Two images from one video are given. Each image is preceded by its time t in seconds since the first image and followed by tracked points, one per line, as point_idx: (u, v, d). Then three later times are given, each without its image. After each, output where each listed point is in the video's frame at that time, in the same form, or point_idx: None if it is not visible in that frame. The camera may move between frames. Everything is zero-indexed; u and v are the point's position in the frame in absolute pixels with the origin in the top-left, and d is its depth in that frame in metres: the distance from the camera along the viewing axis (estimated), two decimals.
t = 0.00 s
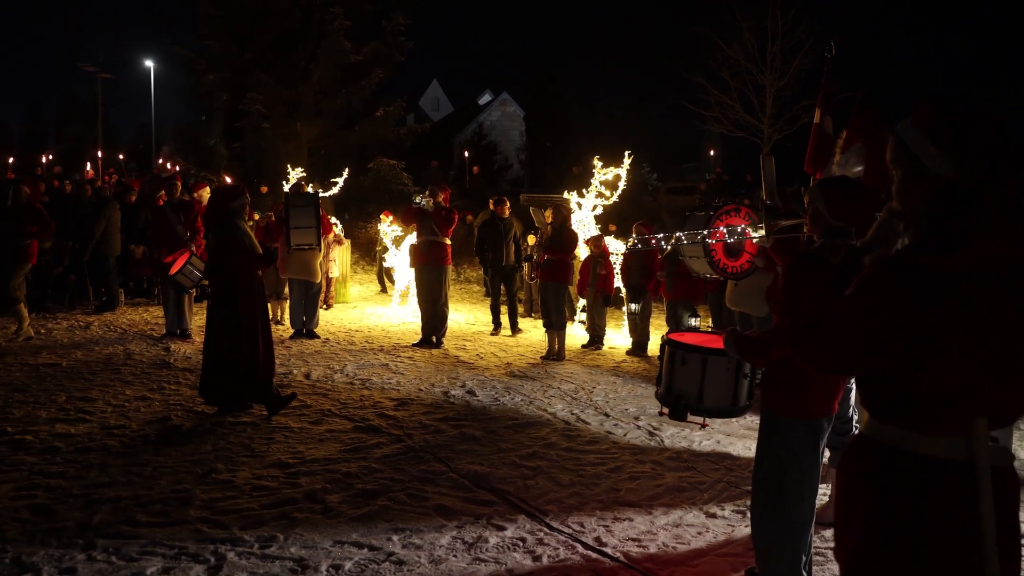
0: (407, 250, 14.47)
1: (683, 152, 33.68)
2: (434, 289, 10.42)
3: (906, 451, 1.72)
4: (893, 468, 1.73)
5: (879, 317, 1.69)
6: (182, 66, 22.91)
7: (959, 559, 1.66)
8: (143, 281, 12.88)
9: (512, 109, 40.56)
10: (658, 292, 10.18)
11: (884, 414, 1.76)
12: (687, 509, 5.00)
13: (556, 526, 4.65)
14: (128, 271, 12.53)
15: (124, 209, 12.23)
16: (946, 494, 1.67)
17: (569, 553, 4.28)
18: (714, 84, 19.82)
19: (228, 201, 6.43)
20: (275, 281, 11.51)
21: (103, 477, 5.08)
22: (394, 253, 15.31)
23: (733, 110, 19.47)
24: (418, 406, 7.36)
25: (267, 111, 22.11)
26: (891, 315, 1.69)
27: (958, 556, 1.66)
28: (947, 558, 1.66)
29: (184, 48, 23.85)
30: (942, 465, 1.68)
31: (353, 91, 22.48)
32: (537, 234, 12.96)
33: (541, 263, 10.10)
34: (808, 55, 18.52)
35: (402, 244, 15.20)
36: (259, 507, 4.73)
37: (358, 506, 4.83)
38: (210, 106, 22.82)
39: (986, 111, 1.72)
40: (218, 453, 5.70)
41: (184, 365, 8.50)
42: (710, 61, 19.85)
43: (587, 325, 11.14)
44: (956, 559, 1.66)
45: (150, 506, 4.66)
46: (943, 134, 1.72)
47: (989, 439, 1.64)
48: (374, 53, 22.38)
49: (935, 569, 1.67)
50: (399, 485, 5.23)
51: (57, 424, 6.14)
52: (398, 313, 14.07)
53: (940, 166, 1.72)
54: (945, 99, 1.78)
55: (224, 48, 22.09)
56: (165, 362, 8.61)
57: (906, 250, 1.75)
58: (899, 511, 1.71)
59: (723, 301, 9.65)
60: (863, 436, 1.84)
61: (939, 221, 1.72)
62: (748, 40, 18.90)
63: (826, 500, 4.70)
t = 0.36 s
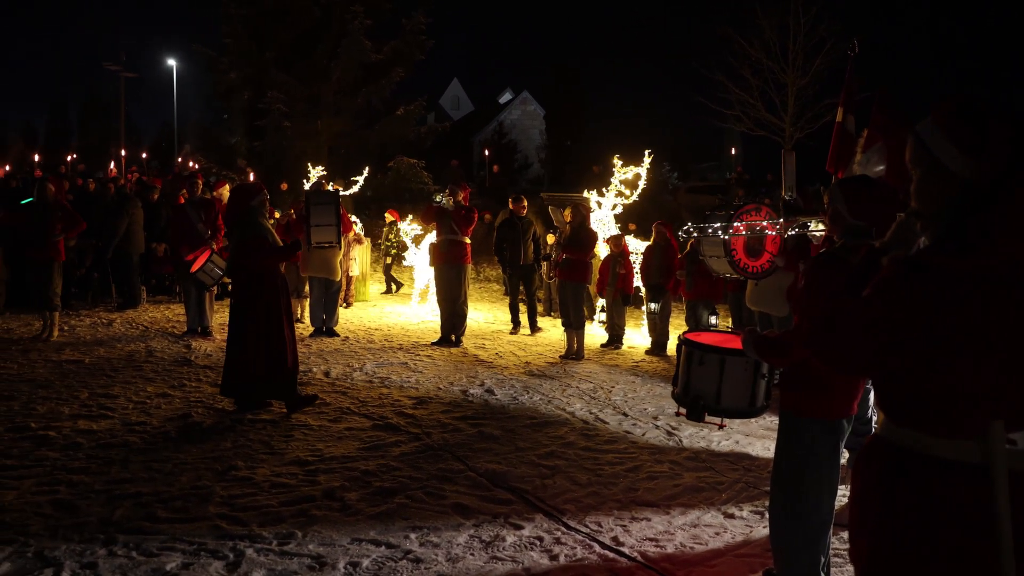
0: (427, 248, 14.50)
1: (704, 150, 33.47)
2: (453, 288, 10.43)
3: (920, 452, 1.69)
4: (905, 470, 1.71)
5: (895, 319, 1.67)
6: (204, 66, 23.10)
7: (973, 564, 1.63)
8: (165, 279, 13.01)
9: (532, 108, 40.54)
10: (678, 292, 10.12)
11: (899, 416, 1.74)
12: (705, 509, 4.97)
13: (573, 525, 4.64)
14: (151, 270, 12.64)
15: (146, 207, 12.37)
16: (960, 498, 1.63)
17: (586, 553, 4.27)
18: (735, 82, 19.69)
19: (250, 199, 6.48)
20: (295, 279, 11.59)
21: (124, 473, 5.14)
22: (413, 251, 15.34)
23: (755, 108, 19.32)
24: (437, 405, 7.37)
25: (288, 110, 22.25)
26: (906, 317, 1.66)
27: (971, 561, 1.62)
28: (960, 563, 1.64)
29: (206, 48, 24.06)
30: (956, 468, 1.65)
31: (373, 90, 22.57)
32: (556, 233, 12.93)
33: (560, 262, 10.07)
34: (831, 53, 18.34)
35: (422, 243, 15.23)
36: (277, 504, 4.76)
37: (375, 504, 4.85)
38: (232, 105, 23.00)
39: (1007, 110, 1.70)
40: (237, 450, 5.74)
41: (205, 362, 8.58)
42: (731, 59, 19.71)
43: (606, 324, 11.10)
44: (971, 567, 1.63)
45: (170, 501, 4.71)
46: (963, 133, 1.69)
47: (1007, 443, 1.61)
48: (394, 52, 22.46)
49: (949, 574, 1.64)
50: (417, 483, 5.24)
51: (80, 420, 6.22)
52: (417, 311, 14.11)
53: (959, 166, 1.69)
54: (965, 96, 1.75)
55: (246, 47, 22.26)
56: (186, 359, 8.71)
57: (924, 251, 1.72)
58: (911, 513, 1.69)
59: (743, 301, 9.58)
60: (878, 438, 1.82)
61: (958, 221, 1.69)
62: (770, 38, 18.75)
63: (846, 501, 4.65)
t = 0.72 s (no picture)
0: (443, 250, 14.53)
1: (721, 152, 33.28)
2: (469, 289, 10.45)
3: (933, 454, 1.68)
4: (919, 472, 1.70)
5: (909, 322, 1.66)
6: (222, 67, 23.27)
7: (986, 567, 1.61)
8: (183, 279, 13.12)
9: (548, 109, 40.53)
10: (694, 294, 10.07)
11: (913, 418, 1.73)
12: (720, 512, 4.95)
13: (588, 527, 4.63)
14: (170, 270, 12.77)
15: (165, 208, 12.49)
16: (974, 501, 1.62)
17: (600, 554, 4.26)
18: (753, 82, 19.58)
19: (267, 199, 6.52)
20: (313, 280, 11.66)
21: (143, 472, 5.18)
22: (429, 252, 15.38)
23: (773, 109, 19.21)
24: (452, 406, 7.39)
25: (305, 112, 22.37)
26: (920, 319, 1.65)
27: (984, 565, 1.60)
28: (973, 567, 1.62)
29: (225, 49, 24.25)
30: (970, 471, 1.63)
31: (390, 92, 22.66)
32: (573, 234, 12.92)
33: (576, 263, 10.05)
34: (850, 52, 18.20)
35: (439, 244, 15.26)
36: (293, 504, 4.79)
37: (390, 505, 4.86)
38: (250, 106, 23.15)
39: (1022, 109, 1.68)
40: (254, 449, 5.79)
41: (222, 363, 8.65)
42: (749, 60, 19.61)
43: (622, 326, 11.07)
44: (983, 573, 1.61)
45: (187, 501, 4.75)
46: (978, 133, 1.68)
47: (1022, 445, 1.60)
48: (411, 54, 22.56)
49: None
50: (433, 484, 5.26)
51: (99, 419, 6.28)
52: (434, 312, 14.13)
53: (973, 166, 1.68)
54: (981, 96, 1.73)
55: (264, 49, 22.41)
56: (204, 359, 8.78)
57: (940, 252, 1.71)
58: (924, 513, 1.68)
59: (760, 302, 9.52)
60: (892, 440, 1.80)
61: (972, 221, 1.68)
62: (787, 38, 18.64)
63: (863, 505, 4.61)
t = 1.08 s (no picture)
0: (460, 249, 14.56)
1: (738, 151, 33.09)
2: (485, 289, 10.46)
3: (949, 456, 1.67)
4: (935, 473, 1.68)
5: (925, 322, 1.65)
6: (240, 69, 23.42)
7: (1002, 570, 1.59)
8: (202, 279, 13.21)
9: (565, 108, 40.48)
10: (711, 293, 10.01)
11: (928, 418, 1.71)
12: (737, 513, 4.92)
13: (604, 527, 4.62)
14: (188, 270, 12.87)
15: (183, 209, 12.59)
16: (989, 504, 1.60)
17: (617, 555, 4.25)
18: (770, 81, 19.45)
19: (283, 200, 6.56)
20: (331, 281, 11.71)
21: (161, 471, 5.23)
22: (446, 252, 15.41)
23: (790, 108, 19.07)
24: (469, 406, 7.40)
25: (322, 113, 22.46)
26: (936, 319, 1.64)
27: (1001, 567, 1.59)
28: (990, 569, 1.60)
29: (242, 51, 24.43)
30: (985, 473, 1.61)
31: (406, 92, 22.72)
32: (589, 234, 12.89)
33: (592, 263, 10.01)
34: (868, 50, 18.04)
35: (455, 243, 15.29)
36: (310, 503, 4.82)
37: (406, 505, 4.87)
38: (267, 108, 23.29)
39: None
40: (271, 449, 5.83)
41: (240, 362, 8.72)
42: (766, 58, 19.48)
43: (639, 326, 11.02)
44: None
45: (205, 500, 4.78)
46: (993, 133, 1.66)
47: None
48: (427, 54, 22.66)
49: None
50: (449, 484, 5.26)
51: (118, 418, 6.35)
52: (451, 312, 14.16)
53: (989, 167, 1.66)
54: (997, 95, 1.71)
55: (281, 50, 22.54)
56: (222, 359, 8.84)
57: (956, 251, 1.69)
58: (940, 515, 1.66)
59: (777, 302, 9.45)
60: (908, 441, 1.78)
61: (989, 221, 1.66)
62: (805, 36, 18.51)
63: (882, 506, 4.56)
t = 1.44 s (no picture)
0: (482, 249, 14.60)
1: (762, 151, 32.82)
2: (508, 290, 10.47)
3: (973, 461, 1.67)
4: (960, 478, 1.68)
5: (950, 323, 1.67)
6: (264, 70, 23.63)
7: None
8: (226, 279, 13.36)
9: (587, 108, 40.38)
10: (735, 294, 9.93)
11: (952, 423, 1.72)
12: (760, 515, 4.88)
13: (625, 529, 4.61)
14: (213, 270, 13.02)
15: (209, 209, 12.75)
16: (1006, 506, 1.61)
17: (638, 556, 4.24)
18: (793, 80, 19.28)
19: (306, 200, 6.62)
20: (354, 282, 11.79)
21: (186, 469, 5.30)
22: (469, 252, 15.45)
23: (814, 107, 18.89)
24: (491, 406, 7.42)
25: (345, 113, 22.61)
26: (961, 322, 1.66)
27: None
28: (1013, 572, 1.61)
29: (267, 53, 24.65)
30: (1010, 478, 1.61)
31: (428, 93, 22.81)
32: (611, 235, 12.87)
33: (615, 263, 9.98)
34: (894, 48, 17.83)
35: (477, 244, 15.34)
36: (333, 501, 4.86)
37: (428, 504, 4.90)
38: (290, 109, 23.48)
39: None
40: (295, 448, 5.88)
41: (264, 362, 8.82)
42: (789, 57, 19.32)
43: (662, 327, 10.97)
44: None
45: (231, 497, 4.84)
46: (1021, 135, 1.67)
47: None
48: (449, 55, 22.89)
49: None
50: (470, 483, 5.28)
51: (144, 417, 6.44)
52: (473, 313, 14.19)
53: (1016, 169, 1.67)
54: None
55: (305, 52, 22.72)
56: (247, 359, 8.93)
57: (981, 254, 1.70)
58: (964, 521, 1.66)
59: (801, 304, 9.36)
60: (931, 445, 1.79)
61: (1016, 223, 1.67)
62: (829, 34, 18.34)
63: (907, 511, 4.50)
